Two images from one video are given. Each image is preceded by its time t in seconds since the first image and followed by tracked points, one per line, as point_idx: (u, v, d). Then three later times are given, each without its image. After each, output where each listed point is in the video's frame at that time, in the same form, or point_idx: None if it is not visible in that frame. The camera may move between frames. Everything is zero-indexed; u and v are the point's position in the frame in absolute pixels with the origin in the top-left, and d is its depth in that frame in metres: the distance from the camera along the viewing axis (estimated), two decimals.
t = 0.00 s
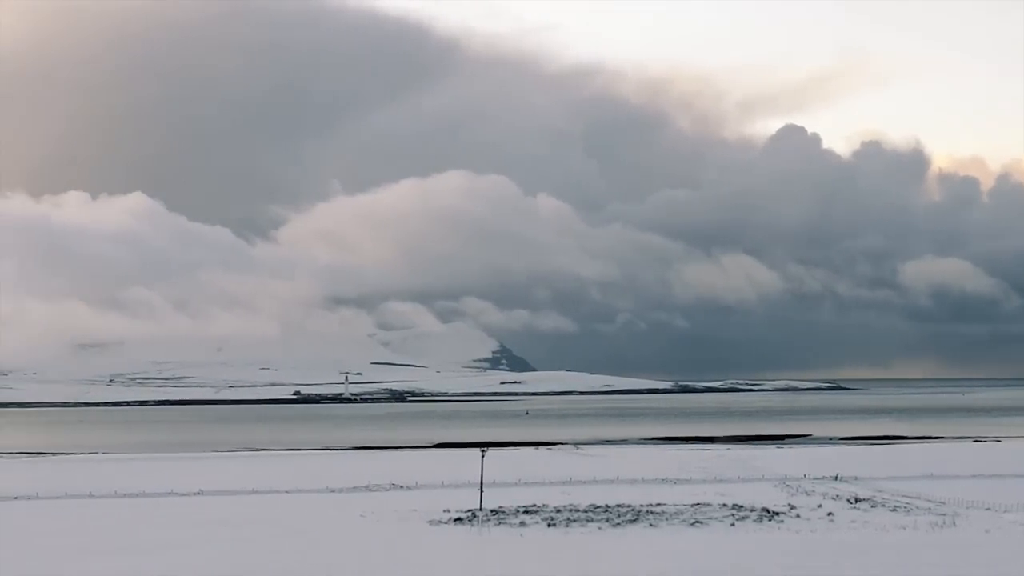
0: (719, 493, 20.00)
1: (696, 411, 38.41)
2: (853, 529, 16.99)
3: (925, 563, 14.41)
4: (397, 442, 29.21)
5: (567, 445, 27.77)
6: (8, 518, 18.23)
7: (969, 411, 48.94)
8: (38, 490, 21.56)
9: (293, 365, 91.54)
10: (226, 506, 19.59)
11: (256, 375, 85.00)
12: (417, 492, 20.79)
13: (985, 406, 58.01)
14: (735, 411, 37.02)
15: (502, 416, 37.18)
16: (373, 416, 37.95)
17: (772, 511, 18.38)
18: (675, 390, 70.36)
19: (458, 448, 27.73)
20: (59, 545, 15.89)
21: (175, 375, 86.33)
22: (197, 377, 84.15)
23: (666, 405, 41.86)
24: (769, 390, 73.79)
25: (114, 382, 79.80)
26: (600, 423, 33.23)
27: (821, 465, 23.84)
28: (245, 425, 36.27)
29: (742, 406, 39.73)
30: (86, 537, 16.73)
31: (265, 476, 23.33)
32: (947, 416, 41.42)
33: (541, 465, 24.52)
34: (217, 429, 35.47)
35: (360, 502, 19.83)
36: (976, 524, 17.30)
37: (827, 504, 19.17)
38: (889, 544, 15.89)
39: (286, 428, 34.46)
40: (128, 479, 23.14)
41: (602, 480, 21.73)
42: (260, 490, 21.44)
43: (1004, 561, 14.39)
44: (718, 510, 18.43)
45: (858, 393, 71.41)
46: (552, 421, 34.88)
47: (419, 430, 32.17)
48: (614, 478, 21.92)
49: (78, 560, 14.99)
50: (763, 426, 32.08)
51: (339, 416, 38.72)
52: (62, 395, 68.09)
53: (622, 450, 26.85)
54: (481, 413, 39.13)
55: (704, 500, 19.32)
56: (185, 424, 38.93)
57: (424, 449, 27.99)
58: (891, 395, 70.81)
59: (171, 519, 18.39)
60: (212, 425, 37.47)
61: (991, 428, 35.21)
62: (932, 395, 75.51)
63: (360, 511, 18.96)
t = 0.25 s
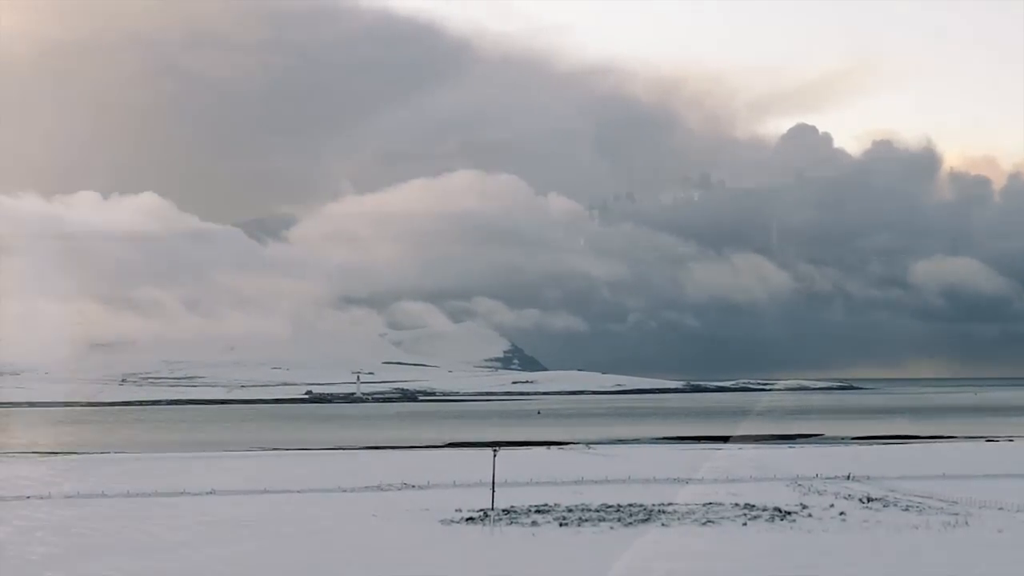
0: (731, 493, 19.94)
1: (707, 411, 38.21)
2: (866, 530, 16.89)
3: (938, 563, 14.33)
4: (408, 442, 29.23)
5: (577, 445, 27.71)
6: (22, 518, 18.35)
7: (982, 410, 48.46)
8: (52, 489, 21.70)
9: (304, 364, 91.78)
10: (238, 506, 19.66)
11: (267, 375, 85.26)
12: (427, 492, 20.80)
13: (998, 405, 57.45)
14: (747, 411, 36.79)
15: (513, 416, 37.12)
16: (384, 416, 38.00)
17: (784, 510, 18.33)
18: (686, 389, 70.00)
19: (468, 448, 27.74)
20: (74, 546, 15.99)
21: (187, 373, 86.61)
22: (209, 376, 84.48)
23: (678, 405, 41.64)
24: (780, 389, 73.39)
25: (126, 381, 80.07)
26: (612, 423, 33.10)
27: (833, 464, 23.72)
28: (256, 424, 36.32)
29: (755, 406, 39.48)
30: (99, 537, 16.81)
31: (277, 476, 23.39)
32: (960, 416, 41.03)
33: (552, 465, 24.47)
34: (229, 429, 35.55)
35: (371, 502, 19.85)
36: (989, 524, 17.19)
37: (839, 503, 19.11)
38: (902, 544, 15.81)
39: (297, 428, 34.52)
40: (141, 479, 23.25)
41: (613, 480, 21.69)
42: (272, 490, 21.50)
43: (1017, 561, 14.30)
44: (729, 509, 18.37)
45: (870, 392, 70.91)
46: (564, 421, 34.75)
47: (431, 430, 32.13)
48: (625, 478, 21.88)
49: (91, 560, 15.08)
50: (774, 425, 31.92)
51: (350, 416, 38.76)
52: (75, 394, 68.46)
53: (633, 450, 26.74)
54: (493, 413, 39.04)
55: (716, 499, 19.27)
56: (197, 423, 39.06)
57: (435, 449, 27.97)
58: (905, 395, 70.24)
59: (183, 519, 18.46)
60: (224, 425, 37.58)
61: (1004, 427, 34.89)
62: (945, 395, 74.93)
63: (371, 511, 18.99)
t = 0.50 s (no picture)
0: (743, 493, 19.87)
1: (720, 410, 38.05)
2: (878, 529, 16.82)
3: (951, 562, 14.26)
4: (420, 442, 29.32)
5: (589, 445, 27.72)
6: (39, 518, 18.48)
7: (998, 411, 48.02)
8: (68, 488, 21.85)
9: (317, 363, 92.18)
10: (251, 506, 19.78)
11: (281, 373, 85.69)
12: (440, 492, 20.81)
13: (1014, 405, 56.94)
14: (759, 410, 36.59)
15: (524, 416, 37.16)
16: (396, 416, 38.13)
17: (796, 510, 18.29)
18: (699, 389, 69.80)
19: (480, 448, 27.80)
20: (90, 546, 16.09)
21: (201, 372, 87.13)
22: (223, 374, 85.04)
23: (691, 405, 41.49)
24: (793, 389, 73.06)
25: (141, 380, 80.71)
26: (624, 423, 33.00)
27: (846, 464, 23.62)
28: (270, 424, 36.43)
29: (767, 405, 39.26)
30: (114, 538, 16.92)
31: (290, 476, 23.47)
32: (975, 416, 40.69)
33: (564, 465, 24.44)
34: (242, 429, 35.65)
35: (383, 502, 19.88)
36: (1002, 523, 17.09)
37: (851, 502, 19.05)
38: (914, 544, 15.75)
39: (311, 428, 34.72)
40: (155, 478, 23.38)
41: (625, 479, 21.65)
42: (285, 490, 21.58)
43: None
44: (742, 509, 18.31)
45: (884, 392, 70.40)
46: (576, 421, 34.66)
47: (443, 430, 32.14)
48: (637, 478, 21.85)
49: (106, 560, 15.17)
50: (787, 425, 31.80)
51: (362, 417, 38.92)
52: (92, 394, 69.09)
53: (646, 449, 26.65)
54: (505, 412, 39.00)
55: (728, 499, 19.21)
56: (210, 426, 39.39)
57: (447, 449, 27.99)
58: (919, 394, 69.76)
59: (197, 519, 18.53)
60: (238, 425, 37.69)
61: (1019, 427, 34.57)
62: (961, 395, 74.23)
63: (383, 511, 19.03)
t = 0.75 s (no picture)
0: (756, 492, 19.74)
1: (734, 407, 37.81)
2: (892, 529, 16.71)
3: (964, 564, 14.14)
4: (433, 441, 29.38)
5: (602, 444, 27.68)
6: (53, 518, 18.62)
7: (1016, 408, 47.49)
8: (83, 483, 22.01)
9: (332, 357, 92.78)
10: (264, 505, 19.92)
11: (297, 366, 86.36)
12: (451, 492, 20.82)
13: None
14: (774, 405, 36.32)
15: (537, 416, 37.17)
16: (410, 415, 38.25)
17: (809, 509, 18.20)
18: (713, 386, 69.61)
19: (493, 447, 27.84)
20: (102, 550, 16.21)
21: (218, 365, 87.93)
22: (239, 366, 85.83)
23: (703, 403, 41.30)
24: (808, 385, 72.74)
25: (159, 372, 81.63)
26: (637, 421, 32.86)
27: (859, 462, 23.45)
28: (284, 420, 36.52)
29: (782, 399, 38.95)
30: (126, 540, 17.01)
31: (302, 476, 23.53)
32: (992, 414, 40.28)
33: (576, 463, 24.38)
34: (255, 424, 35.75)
35: (395, 502, 19.89)
36: (1016, 523, 16.93)
37: (864, 502, 18.92)
38: (927, 545, 15.63)
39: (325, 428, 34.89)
40: (169, 476, 23.51)
41: (636, 479, 21.58)
42: (297, 488, 21.68)
43: None
44: (755, 509, 18.20)
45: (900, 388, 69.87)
46: (588, 419, 34.52)
47: (455, 429, 32.13)
48: (650, 477, 21.80)
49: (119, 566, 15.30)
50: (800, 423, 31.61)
51: (376, 416, 39.06)
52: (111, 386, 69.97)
53: (658, 448, 26.55)
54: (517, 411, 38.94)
55: (741, 499, 19.09)
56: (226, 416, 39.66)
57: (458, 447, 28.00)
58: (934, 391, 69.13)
59: (210, 519, 18.60)
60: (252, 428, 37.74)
61: None
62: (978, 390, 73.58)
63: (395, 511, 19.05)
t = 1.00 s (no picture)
0: (769, 492, 19.64)
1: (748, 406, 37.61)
2: (906, 529, 16.60)
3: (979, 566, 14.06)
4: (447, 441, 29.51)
5: (615, 444, 27.67)
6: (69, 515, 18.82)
7: None
8: (99, 479, 22.21)
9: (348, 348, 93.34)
10: (279, 504, 20.03)
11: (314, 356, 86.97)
12: (465, 492, 20.84)
13: None
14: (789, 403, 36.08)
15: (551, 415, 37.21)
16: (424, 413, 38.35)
17: (824, 509, 18.13)
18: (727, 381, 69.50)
19: (506, 447, 27.88)
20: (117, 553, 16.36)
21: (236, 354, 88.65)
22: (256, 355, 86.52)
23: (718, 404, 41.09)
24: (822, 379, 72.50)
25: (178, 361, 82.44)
26: (652, 421, 32.75)
27: (874, 462, 23.31)
28: (298, 416, 36.67)
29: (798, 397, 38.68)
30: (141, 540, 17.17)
31: (316, 475, 23.64)
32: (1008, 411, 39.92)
33: (591, 462, 24.35)
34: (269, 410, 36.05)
35: (409, 502, 19.96)
36: None
37: (879, 502, 18.83)
38: (942, 546, 15.54)
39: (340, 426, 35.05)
40: (184, 471, 23.70)
41: (650, 479, 21.54)
42: (311, 487, 21.77)
43: None
44: (769, 509, 18.14)
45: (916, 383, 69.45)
46: (602, 420, 34.43)
47: (469, 429, 32.13)
48: (664, 477, 21.75)
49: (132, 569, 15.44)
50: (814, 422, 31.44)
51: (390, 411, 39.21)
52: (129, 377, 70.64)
53: (673, 448, 26.45)
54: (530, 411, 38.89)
55: (756, 499, 19.04)
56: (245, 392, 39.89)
57: (472, 448, 28.01)
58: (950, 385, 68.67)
59: (223, 518, 18.74)
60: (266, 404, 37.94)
61: None
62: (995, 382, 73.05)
63: (408, 510, 19.10)
